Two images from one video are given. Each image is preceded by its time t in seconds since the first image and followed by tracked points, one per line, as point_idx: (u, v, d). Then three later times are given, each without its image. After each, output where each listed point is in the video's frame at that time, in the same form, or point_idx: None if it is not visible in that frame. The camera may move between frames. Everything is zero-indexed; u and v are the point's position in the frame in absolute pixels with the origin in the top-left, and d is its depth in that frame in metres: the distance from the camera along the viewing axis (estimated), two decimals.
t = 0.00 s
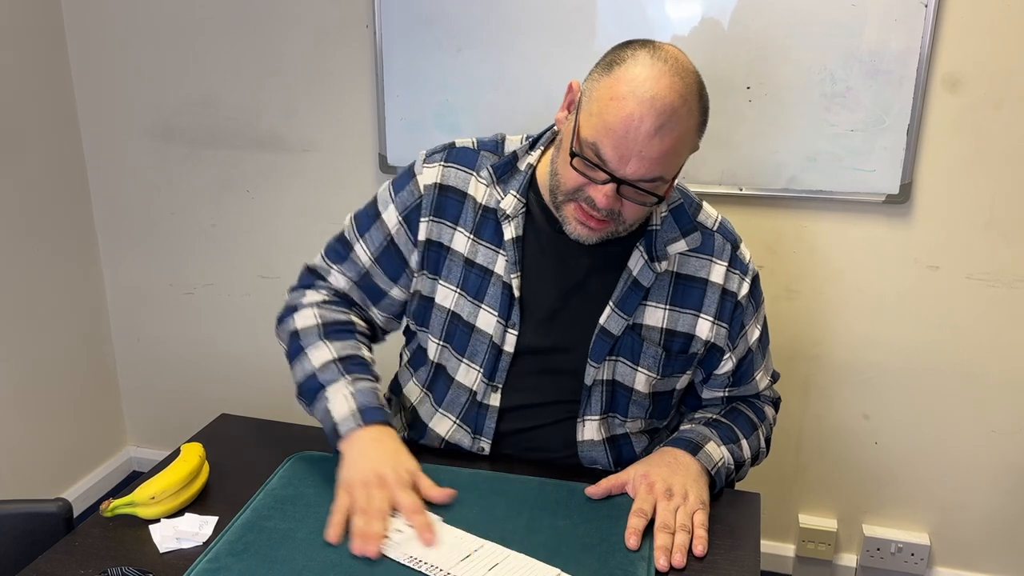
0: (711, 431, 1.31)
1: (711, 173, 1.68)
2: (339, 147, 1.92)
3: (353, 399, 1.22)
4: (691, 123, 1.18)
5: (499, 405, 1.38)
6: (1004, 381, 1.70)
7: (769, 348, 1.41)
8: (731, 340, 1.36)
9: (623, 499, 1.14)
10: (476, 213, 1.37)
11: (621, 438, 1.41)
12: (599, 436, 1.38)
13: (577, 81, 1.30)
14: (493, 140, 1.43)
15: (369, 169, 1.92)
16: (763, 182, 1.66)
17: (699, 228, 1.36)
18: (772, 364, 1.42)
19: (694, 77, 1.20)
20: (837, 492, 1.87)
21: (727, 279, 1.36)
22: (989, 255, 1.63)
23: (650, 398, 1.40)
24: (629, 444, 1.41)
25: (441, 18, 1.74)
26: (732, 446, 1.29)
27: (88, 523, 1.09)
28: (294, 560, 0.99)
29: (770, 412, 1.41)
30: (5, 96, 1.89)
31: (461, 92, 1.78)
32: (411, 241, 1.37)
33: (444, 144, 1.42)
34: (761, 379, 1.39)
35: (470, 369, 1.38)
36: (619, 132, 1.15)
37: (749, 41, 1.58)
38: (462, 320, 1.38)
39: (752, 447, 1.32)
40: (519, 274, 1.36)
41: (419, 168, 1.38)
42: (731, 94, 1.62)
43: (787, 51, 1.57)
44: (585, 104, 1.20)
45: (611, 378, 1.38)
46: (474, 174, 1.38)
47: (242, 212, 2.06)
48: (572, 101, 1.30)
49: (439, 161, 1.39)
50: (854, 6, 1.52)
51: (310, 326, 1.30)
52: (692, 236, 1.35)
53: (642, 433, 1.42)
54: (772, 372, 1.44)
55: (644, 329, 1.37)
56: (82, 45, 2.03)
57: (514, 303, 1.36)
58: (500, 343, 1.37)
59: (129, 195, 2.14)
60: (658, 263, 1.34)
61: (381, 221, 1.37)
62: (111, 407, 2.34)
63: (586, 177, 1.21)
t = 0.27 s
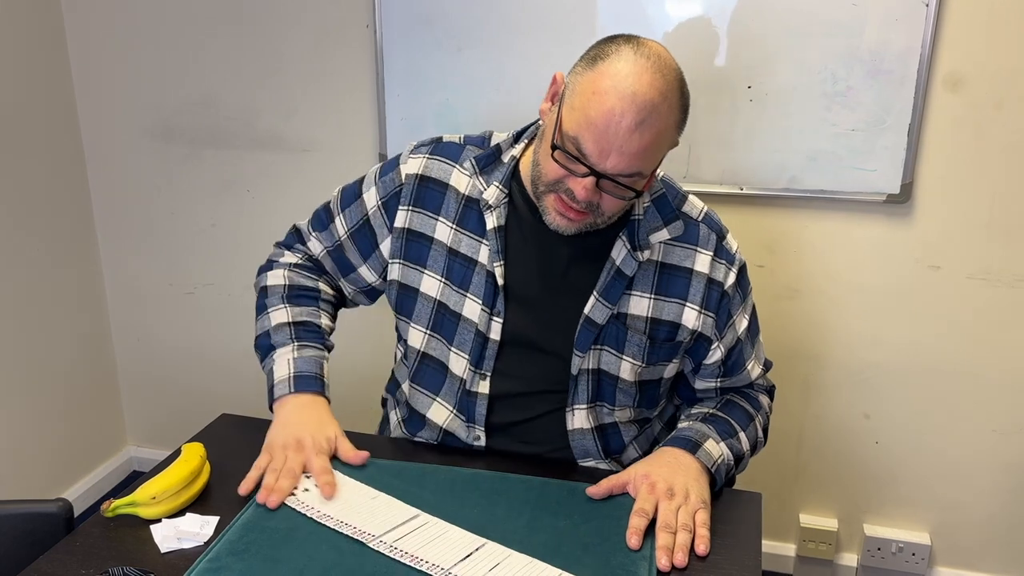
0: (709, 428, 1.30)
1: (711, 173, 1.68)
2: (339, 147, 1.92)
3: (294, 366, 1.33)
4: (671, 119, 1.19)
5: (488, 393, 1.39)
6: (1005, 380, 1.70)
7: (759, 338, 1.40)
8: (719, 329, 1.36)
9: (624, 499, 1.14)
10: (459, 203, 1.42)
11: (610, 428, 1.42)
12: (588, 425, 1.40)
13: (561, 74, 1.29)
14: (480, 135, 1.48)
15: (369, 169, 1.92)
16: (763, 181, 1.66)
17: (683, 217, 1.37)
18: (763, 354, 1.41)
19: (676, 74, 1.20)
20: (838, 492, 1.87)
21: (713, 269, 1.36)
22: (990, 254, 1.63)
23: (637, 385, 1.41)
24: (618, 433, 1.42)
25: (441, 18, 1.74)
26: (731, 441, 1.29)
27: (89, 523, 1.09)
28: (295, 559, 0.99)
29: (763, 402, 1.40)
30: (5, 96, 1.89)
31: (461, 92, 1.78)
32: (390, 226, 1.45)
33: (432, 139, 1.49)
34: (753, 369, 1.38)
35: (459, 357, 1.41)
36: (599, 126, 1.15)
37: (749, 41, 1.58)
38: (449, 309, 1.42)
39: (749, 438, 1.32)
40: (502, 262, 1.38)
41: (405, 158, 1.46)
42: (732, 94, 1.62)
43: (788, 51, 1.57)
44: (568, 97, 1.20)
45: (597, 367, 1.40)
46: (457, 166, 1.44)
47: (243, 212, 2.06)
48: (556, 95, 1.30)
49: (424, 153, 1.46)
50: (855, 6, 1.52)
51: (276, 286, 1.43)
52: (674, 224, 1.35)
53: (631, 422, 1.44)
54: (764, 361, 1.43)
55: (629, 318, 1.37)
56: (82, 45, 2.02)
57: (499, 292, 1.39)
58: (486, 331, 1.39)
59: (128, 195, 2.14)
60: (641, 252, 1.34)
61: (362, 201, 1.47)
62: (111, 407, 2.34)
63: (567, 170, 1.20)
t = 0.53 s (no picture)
0: (709, 425, 1.29)
1: (713, 172, 1.68)
2: (340, 146, 1.92)
3: (292, 373, 1.33)
4: (662, 114, 1.19)
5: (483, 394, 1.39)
6: (1006, 380, 1.70)
7: (755, 333, 1.40)
8: (714, 324, 1.36)
9: (626, 499, 1.13)
10: (452, 207, 1.43)
11: (606, 424, 1.42)
12: (584, 422, 1.39)
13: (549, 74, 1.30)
14: (471, 139, 1.48)
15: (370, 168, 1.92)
16: (765, 181, 1.66)
17: (675, 212, 1.37)
18: (760, 348, 1.41)
19: (665, 70, 1.20)
20: (839, 492, 1.86)
21: (707, 264, 1.36)
22: (991, 253, 1.63)
23: (633, 382, 1.40)
24: (615, 429, 1.42)
25: (442, 17, 1.74)
26: (730, 439, 1.27)
27: (90, 522, 1.09)
28: (297, 559, 0.99)
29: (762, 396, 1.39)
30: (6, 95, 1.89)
31: (462, 91, 1.77)
32: (383, 233, 1.46)
33: (423, 144, 1.50)
34: (751, 363, 1.37)
35: (455, 360, 1.41)
36: (589, 122, 1.15)
37: (751, 41, 1.58)
38: (444, 312, 1.42)
39: (749, 434, 1.31)
40: (496, 263, 1.38)
41: (396, 165, 1.47)
42: (733, 94, 1.62)
43: (790, 50, 1.57)
44: (557, 94, 1.20)
45: (592, 364, 1.39)
46: (449, 170, 1.44)
47: (243, 211, 2.06)
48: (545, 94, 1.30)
49: (415, 160, 1.47)
50: (856, 6, 1.51)
51: (271, 298, 1.43)
52: (666, 220, 1.35)
53: (628, 418, 1.43)
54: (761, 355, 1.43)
55: (624, 315, 1.37)
56: (82, 44, 2.02)
57: (494, 293, 1.38)
58: (481, 332, 1.39)
59: (129, 194, 2.14)
60: (634, 248, 1.34)
61: (355, 209, 1.48)
62: (111, 406, 2.34)
63: (558, 167, 1.21)
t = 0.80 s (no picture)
0: (712, 421, 1.28)
1: (714, 171, 1.68)
2: (340, 145, 1.91)
3: (341, 374, 1.39)
4: (634, 90, 1.17)
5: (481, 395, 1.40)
6: (1008, 380, 1.69)
7: (760, 325, 1.37)
8: (714, 319, 1.33)
9: (628, 498, 1.13)
10: (442, 211, 1.43)
11: (607, 425, 1.41)
12: (586, 422, 1.38)
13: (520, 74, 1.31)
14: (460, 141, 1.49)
15: (371, 167, 1.91)
16: (766, 180, 1.66)
17: (670, 206, 1.35)
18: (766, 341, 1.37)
19: (632, 46, 1.19)
20: (840, 492, 1.86)
21: (706, 258, 1.33)
22: (993, 253, 1.62)
23: (633, 381, 1.38)
24: (614, 431, 1.40)
25: (443, 15, 1.73)
26: (734, 435, 1.26)
27: (90, 520, 1.09)
28: (296, 558, 0.99)
29: (769, 388, 1.36)
30: (7, 93, 1.89)
31: (463, 90, 1.77)
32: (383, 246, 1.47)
33: (413, 152, 1.51)
34: (757, 356, 1.34)
35: (451, 363, 1.42)
36: (560, 106, 1.14)
37: (752, 39, 1.57)
38: (439, 316, 1.43)
39: (754, 430, 1.29)
40: (488, 264, 1.39)
41: (389, 177, 1.49)
42: (735, 92, 1.61)
43: (791, 49, 1.56)
44: (527, 85, 1.20)
45: (591, 364, 1.37)
46: (438, 174, 1.45)
47: (244, 210, 2.05)
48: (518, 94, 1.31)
49: (406, 168, 1.48)
50: (858, 4, 1.51)
51: (318, 322, 1.49)
52: (660, 215, 1.33)
53: (628, 419, 1.41)
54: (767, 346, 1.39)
55: (622, 313, 1.35)
56: (82, 41, 2.02)
57: (487, 294, 1.39)
58: (476, 334, 1.40)
59: (129, 192, 2.14)
60: (629, 245, 1.32)
61: (366, 229, 1.51)
62: (112, 405, 2.34)
63: (537, 158, 1.20)
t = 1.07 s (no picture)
0: (708, 420, 1.26)
1: (716, 172, 1.68)
2: (342, 145, 1.92)
3: (337, 376, 1.39)
4: (594, 67, 1.19)
5: (479, 397, 1.40)
6: (1010, 381, 1.69)
7: (756, 320, 1.35)
8: (704, 312, 1.32)
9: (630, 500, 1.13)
10: (437, 216, 1.45)
11: (606, 423, 1.40)
12: (586, 422, 1.37)
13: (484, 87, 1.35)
14: (453, 147, 1.51)
15: (373, 167, 1.91)
16: (769, 181, 1.66)
17: (659, 201, 1.35)
18: (762, 337, 1.36)
19: (581, 25, 1.21)
20: (841, 493, 1.86)
21: (697, 251, 1.32)
22: (996, 254, 1.62)
23: (629, 378, 1.37)
24: (613, 429, 1.39)
25: (445, 16, 1.73)
26: (730, 435, 1.24)
27: (92, 520, 1.09)
28: (298, 559, 0.99)
29: (766, 390, 1.33)
30: (10, 93, 1.89)
31: (465, 90, 1.77)
32: (378, 253, 1.48)
33: (407, 160, 1.53)
34: (749, 353, 1.33)
35: (449, 366, 1.42)
36: (521, 98, 1.17)
37: (754, 41, 1.57)
38: (435, 319, 1.44)
39: (752, 431, 1.27)
40: (482, 267, 1.40)
41: (384, 186, 1.51)
42: (737, 93, 1.61)
43: (793, 51, 1.56)
44: (489, 90, 1.24)
45: (587, 362, 1.37)
46: (431, 180, 1.47)
47: (245, 210, 2.05)
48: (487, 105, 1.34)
49: (401, 176, 1.50)
50: (860, 5, 1.51)
51: (316, 327, 1.50)
52: (649, 211, 1.34)
53: (627, 418, 1.40)
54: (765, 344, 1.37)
55: (615, 310, 1.35)
56: (85, 41, 2.02)
57: (482, 296, 1.40)
58: (473, 336, 1.41)
59: (131, 192, 2.14)
60: (618, 242, 1.33)
61: (362, 236, 1.52)
62: (113, 405, 2.34)
63: (513, 155, 1.22)
